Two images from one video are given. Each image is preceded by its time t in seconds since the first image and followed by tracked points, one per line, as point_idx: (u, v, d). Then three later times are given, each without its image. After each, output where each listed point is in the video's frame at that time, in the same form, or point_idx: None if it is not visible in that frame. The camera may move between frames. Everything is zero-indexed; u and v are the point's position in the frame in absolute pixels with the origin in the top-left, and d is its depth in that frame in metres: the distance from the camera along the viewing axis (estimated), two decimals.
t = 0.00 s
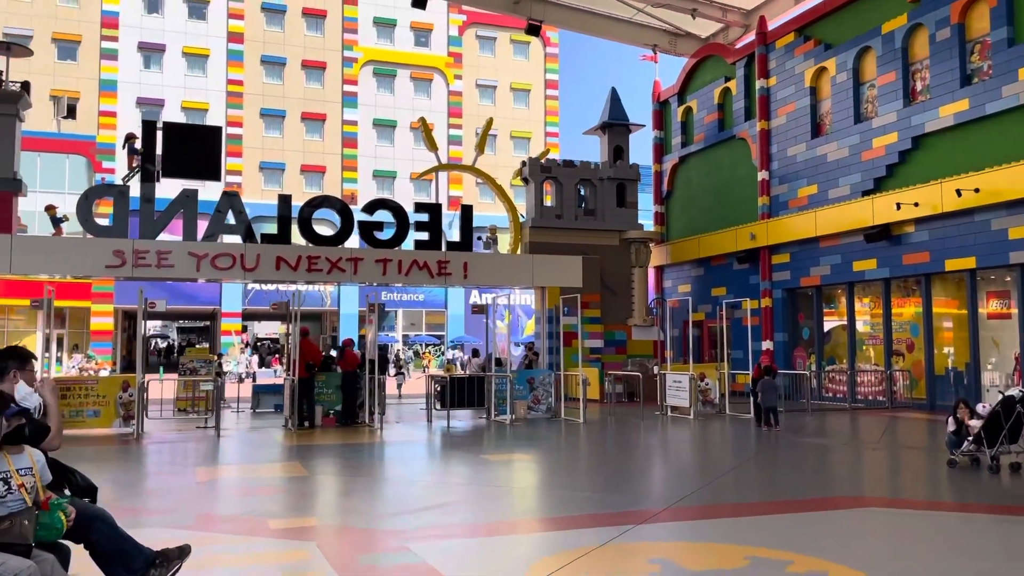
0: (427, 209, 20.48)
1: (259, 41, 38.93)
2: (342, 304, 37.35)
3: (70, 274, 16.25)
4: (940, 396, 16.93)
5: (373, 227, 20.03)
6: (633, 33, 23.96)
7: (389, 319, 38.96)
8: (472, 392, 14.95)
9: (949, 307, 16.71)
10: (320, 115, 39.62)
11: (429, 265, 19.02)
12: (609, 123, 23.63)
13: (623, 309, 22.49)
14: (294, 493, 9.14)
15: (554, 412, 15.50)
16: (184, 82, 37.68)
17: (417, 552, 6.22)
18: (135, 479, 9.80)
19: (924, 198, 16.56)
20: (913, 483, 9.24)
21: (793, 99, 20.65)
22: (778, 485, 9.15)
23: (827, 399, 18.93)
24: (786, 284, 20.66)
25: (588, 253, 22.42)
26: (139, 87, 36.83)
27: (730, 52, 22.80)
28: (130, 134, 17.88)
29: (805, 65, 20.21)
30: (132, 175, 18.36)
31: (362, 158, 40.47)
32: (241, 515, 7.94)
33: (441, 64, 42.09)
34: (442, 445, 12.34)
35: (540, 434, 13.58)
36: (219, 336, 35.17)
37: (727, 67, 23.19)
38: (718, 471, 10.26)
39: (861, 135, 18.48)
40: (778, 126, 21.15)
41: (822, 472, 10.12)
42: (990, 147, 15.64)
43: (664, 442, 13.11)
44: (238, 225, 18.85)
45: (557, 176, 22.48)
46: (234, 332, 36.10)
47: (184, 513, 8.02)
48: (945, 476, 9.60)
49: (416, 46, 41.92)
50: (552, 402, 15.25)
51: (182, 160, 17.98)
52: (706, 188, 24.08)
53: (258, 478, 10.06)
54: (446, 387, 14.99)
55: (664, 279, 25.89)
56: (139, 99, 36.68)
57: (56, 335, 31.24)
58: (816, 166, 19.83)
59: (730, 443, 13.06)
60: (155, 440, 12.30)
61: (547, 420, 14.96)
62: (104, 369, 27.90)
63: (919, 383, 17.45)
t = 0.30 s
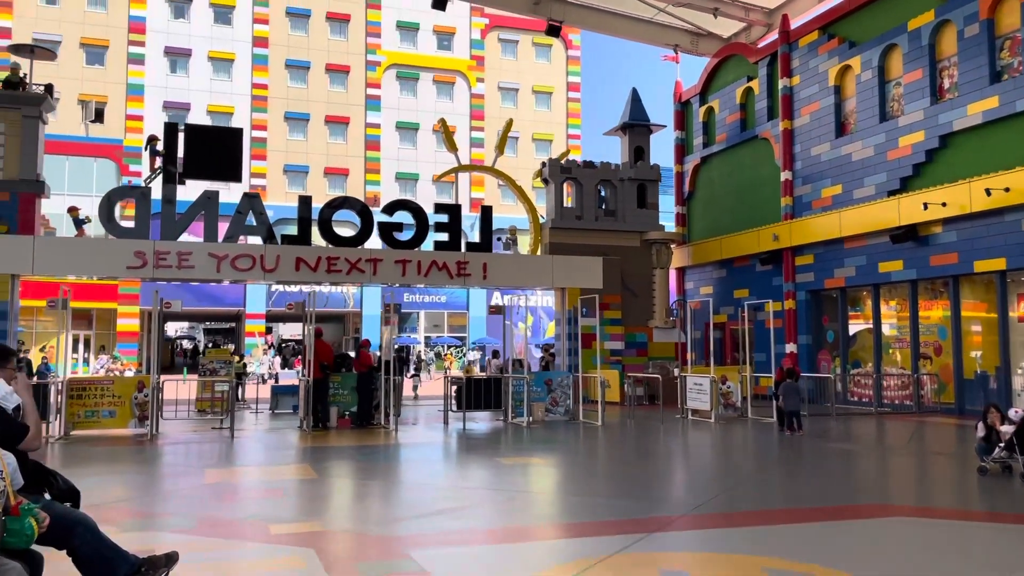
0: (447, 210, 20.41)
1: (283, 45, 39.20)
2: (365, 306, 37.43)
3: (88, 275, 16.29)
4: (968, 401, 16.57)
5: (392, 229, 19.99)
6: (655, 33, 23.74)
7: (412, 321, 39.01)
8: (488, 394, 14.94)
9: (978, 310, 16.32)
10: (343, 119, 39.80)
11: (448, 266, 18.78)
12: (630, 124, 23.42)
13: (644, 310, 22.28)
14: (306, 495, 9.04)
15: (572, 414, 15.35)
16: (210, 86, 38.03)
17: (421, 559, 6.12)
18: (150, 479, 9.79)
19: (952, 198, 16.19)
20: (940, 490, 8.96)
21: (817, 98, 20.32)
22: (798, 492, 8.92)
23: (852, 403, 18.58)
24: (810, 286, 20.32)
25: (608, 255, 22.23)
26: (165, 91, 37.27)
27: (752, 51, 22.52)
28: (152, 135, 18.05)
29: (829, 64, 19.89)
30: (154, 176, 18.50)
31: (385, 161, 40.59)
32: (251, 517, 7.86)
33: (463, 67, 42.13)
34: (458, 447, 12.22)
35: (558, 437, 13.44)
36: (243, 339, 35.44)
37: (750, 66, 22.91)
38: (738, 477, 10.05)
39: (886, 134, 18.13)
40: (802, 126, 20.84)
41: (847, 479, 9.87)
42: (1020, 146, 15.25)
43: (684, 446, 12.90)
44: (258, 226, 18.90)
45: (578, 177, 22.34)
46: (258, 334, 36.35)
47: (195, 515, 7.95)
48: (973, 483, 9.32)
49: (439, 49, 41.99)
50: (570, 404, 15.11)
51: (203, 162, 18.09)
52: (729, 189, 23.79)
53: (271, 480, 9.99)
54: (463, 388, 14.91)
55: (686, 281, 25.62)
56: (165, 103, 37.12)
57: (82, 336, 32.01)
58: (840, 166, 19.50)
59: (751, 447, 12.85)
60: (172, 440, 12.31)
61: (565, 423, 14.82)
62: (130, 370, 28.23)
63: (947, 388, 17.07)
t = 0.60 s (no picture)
0: (468, 213, 20.08)
1: (306, 49, 39.24)
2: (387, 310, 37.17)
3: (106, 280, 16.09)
4: (1005, 408, 15.99)
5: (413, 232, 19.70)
6: (680, 32, 23.33)
7: (434, 325, 38.82)
8: (508, 400, 14.76)
9: (1016, 314, 15.73)
10: (366, 122, 39.77)
11: (469, 269, 18.32)
12: (654, 125, 23.00)
13: (669, 315, 21.87)
14: (319, 505, 8.72)
15: (593, 422, 14.99)
16: (233, 90, 38.15)
17: None
18: (161, 486, 9.59)
19: (988, 199, 15.63)
20: (981, 505, 8.48)
21: (847, 96, 19.80)
22: (830, 506, 8.51)
23: (884, 411, 18.03)
24: (839, 290, 19.79)
25: (633, 258, 21.82)
26: (190, 95, 37.48)
27: (780, 49, 22.04)
28: (172, 138, 17.96)
29: (859, 61, 19.37)
30: (174, 179, 18.44)
31: (407, 164, 40.45)
32: (261, 527, 7.53)
33: (487, 69, 41.91)
34: (477, 455, 11.94)
35: (578, 445, 13.11)
36: (266, 343, 35.46)
37: (777, 65, 22.42)
38: (766, 488, 9.65)
39: (919, 133, 17.59)
40: (831, 126, 20.32)
41: (881, 491, 9.42)
42: None
43: (710, 454, 12.51)
44: (278, 230, 18.73)
45: (601, 179, 21.88)
46: (281, 337, 36.39)
47: (204, 524, 7.64)
48: (1015, 497, 8.84)
49: (462, 52, 41.82)
50: (591, 412, 14.76)
51: (223, 165, 18.00)
52: (755, 191, 23.30)
53: (284, 489, 9.69)
54: (482, 395, 14.60)
55: (711, 285, 25.13)
56: (190, 107, 37.31)
57: (106, 339, 32.71)
58: (871, 166, 18.97)
59: (779, 456, 12.43)
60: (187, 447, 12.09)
61: (587, 431, 14.48)
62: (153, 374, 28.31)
63: (983, 395, 16.49)
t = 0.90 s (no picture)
0: (490, 212, 19.90)
1: (332, 50, 39.37)
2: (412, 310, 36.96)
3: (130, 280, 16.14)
4: None
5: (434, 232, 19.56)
6: (705, 27, 22.99)
7: (459, 325, 38.74)
8: (527, 400, 14.58)
9: None
10: (391, 122, 39.82)
11: (491, 269, 18.06)
12: (680, 122, 22.67)
13: (695, 315, 21.53)
14: (333, 505, 8.54)
15: (615, 423, 14.78)
16: (260, 91, 38.38)
17: None
18: (177, 485, 9.54)
19: None
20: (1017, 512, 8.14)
21: (878, 91, 19.35)
22: (858, 512, 8.20)
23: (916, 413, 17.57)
24: (870, 289, 19.32)
25: (658, 257, 21.52)
26: (217, 97, 37.77)
27: (808, 44, 21.62)
28: (196, 138, 18.03)
29: (890, 55, 18.91)
30: (197, 178, 18.52)
31: (432, 164, 40.43)
32: (272, 528, 7.34)
33: (512, 68, 41.76)
34: (496, 456, 11.77)
35: (599, 446, 12.89)
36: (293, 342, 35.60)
37: (806, 60, 21.99)
38: (792, 492, 9.36)
39: (953, 127, 17.12)
40: (862, 121, 19.87)
41: (912, 496, 9.08)
42: None
43: (734, 457, 12.22)
44: (300, 229, 18.72)
45: (625, 177, 21.61)
46: (307, 337, 36.57)
47: (214, 523, 7.48)
48: None
49: (487, 51, 41.70)
50: (613, 413, 14.55)
51: (245, 164, 18.03)
52: (784, 188, 22.88)
53: (300, 488, 9.59)
54: (502, 396, 14.43)
55: (738, 284, 24.73)
56: (217, 109, 37.59)
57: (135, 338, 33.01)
58: (903, 162, 18.51)
59: (806, 460, 12.12)
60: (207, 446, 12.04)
61: (609, 432, 14.27)
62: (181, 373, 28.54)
63: (1021, 398, 15.98)
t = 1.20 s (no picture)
0: (516, 211, 19.63)
1: (360, 50, 39.41)
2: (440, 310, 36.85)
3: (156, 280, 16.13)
4: None
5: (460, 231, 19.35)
6: (737, 21, 22.48)
7: (487, 325, 38.57)
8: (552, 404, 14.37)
9: None
10: (419, 122, 39.77)
11: (517, 269, 17.78)
12: (710, 118, 22.24)
13: (726, 315, 21.10)
14: (350, 509, 8.35)
15: (643, 426, 14.48)
16: (289, 92, 38.56)
17: None
18: (197, 487, 9.44)
19: None
20: None
21: (915, 84, 18.77)
22: (898, 523, 7.83)
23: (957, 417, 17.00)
24: (909, 288, 18.75)
25: (688, 256, 21.12)
26: (247, 98, 37.99)
27: (843, 36, 21.06)
28: (222, 138, 18.04)
29: (929, 46, 18.33)
30: (224, 178, 18.52)
31: (460, 164, 40.30)
32: (284, 534, 7.16)
33: (540, 67, 41.47)
34: (521, 460, 11.53)
35: (626, 450, 12.59)
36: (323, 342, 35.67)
37: (840, 53, 21.43)
38: (828, 500, 8.99)
39: (995, 120, 16.54)
40: (899, 115, 19.29)
41: (955, 506, 8.67)
42: None
43: (767, 462, 11.85)
44: (326, 228, 18.63)
45: (654, 174, 21.22)
46: (336, 337, 36.64)
47: (226, 528, 7.31)
48: None
49: (515, 49, 41.45)
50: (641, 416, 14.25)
51: (271, 163, 17.99)
52: (818, 185, 22.33)
53: (320, 492, 9.43)
54: (527, 398, 14.18)
55: (771, 284, 24.21)
56: (247, 110, 37.80)
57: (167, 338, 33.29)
58: (942, 157, 17.93)
59: (842, 465, 11.72)
60: (230, 447, 11.96)
61: (637, 435, 13.96)
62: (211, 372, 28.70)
63: None
